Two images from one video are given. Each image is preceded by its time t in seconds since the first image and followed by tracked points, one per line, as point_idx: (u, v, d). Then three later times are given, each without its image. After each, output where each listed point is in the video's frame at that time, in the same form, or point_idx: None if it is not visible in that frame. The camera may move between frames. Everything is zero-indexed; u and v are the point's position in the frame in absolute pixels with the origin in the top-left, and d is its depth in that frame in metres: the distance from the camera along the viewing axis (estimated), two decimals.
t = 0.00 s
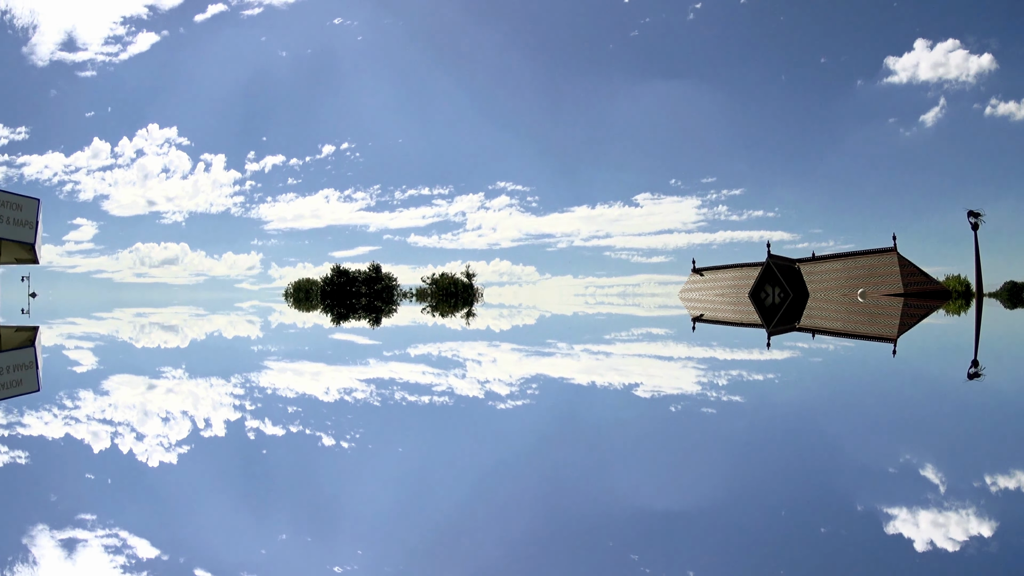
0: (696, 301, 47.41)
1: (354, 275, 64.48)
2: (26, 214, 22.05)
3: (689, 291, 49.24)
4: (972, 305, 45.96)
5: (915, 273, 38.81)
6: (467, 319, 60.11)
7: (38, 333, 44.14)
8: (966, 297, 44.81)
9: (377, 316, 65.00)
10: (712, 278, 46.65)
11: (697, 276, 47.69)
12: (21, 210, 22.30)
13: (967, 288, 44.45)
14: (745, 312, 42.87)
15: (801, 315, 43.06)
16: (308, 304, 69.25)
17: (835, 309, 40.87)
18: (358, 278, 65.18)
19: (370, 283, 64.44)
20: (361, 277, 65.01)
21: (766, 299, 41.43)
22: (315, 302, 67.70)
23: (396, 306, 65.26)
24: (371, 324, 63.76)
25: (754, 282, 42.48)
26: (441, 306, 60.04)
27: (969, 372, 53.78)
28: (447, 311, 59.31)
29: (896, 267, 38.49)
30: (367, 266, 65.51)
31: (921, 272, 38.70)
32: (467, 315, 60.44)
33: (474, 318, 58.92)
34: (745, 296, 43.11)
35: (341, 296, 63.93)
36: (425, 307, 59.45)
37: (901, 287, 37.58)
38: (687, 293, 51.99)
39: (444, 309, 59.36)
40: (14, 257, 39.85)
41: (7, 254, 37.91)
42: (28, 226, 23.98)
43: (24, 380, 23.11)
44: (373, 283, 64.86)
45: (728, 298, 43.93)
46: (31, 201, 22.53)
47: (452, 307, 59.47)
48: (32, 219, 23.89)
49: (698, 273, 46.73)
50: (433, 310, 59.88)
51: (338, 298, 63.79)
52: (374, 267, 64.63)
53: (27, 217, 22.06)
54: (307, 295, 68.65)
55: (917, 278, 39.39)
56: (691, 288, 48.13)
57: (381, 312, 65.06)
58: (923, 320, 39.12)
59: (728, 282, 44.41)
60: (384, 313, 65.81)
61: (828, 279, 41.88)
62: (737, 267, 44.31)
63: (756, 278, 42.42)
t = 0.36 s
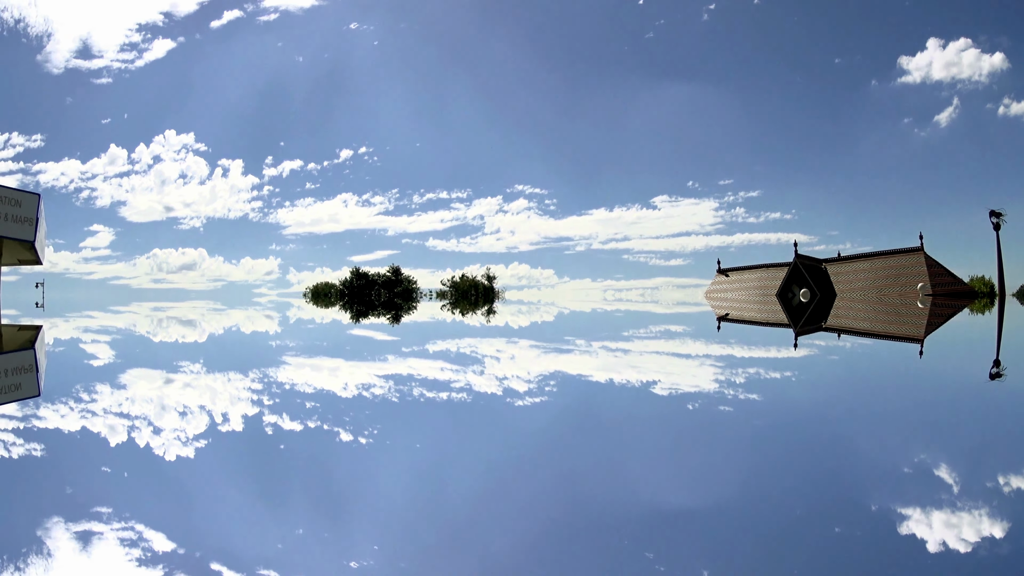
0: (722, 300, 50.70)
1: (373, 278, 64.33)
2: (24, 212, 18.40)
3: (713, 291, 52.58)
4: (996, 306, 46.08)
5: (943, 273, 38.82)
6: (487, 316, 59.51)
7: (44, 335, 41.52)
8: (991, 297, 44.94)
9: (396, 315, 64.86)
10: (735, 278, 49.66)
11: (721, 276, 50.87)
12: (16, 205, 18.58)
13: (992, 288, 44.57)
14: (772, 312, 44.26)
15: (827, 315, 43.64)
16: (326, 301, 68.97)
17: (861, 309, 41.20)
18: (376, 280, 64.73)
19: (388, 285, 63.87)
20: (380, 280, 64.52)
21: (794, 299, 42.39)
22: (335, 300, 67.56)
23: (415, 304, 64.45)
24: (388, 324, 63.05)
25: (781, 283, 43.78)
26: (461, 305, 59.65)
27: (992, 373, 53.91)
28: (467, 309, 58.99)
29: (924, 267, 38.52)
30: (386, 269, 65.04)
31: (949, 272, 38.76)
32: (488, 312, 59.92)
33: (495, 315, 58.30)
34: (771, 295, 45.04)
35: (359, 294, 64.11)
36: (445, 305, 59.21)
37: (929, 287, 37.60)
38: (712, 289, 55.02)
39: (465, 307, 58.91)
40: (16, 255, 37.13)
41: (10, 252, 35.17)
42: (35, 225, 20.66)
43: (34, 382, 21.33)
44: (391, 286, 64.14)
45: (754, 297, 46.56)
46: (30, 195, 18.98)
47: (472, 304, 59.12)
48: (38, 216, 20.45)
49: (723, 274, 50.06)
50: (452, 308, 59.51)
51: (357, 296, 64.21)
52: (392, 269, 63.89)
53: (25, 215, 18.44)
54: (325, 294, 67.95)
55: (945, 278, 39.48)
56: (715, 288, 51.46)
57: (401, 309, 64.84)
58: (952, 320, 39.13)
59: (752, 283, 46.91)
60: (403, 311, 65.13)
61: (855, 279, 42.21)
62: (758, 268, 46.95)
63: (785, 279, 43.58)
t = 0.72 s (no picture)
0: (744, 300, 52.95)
1: (392, 283, 63.97)
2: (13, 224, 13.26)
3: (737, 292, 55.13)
4: (1020, 309, 45.96)
5: (971, 273, 38.71)
6: (508, 312, 59.16)
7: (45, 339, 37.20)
8: (1014, 299, 44.89)
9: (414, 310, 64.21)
10: (758, 280, 51.85)
11: (746, 278, 53.40)
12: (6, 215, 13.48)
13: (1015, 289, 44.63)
14: (798, 311, 44.10)
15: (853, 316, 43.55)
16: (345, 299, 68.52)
17: (888, 310, 41.06)
18: (395, 285, 64.27)
19: (407, 287, 63.46)
20: (398, 285, 63.92)
21: (820, 298, 42.22)
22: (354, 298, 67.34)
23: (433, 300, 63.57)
24: (405, 317, 61.42)
25: (808, 284, 43.81)
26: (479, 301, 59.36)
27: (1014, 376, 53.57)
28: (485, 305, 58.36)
29: (951, 266, 38.53)
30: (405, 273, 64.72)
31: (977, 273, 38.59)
32: (507, 308, 59.37)
33: (515, 311, 57.77)
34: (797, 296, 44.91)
35: (377, 293, 63.72)
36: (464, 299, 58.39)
37: (956, 286, 37.82)
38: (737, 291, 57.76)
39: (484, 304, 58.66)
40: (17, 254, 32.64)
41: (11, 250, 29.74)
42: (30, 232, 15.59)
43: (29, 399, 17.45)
44: (410, 291, 63.74)
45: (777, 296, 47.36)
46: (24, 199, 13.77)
47: (490, 300, 58.70)
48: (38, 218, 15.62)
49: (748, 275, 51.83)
50: (471, 304, 59.07)
51: (373, 293, 63.71)
52: (411, 275, 63.86)
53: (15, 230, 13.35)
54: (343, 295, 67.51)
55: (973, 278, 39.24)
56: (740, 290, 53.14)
57: (419, 305, 63.24)
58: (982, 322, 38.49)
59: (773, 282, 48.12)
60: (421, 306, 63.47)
61: (881, 279, 42.28)
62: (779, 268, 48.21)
63: (811, 280, 43.49)
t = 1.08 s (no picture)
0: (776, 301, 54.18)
1: (415, 286, 63.66)
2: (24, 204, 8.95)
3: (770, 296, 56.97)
4: None
5: (1007, 271, 38.40)
6: (534, 311, 58.99)
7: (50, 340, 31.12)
8: None
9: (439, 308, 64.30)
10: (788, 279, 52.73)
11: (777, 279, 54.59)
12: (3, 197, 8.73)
13: None
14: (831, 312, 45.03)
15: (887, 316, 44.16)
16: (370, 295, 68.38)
17: (921, 310, 41.54)
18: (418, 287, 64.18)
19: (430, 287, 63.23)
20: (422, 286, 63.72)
21: (854, 299, 43.03)
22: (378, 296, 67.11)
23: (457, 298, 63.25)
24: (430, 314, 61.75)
25: (841, 283, 44.62)
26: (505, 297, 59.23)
27: None
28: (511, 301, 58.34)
29: (984, 264, 38.48)
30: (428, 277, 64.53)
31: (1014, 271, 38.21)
32: (533, 305, 59.43)
33: (541, 309, 57.62)
34: (828, 296, 45.69)
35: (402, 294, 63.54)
36: (490, 297, 58.34)
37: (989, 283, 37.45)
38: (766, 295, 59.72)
39: (510, 300, 58.53)
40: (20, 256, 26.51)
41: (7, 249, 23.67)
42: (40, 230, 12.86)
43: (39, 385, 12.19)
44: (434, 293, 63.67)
45: (809, 295, 48.20)
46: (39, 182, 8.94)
47: (516, 296, 58.68)
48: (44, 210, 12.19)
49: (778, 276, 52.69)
50: (497, 302, 58.98)
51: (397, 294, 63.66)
52: (435, 276, 63.97)
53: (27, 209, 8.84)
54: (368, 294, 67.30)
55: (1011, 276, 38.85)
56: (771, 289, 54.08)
57: (443, 302, 62.95)
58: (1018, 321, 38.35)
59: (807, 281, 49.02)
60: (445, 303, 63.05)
61: (915, 278, 42.72)
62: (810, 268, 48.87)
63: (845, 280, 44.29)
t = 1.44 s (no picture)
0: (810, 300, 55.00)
1: (441, 286, 63.74)
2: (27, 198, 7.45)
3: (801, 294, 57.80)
4: None
5: None
6: (562, 311, 59.42)
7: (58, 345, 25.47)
8: None
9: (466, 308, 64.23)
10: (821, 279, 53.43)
11: (809, 279, 55.39)
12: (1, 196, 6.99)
13: None
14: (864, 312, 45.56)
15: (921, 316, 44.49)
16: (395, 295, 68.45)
17: (957, 311, 41.71)
18: (444, 286, 63.95)
19: (457, 287, 63.38)
20: (448, 287, 63.62)
21: (889, 298, 43.56)
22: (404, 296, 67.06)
23: (484, 299, 63.27)
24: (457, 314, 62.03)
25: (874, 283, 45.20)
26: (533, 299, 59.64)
27: None
28: (540, 301, 58.83)
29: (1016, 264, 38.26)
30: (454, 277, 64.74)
31: None
32: (561, 305, 59.71)
33: (570, 309, 57.98)
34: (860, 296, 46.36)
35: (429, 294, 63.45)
36: (518, 298, 58.77)
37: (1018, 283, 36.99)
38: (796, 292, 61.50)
39: (538, 300, 58.91)
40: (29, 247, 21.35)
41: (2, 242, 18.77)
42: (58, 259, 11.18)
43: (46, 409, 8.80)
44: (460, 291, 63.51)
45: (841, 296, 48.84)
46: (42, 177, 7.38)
47: (544, 296, 59.17)
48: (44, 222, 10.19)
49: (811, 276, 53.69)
50: (525, 302, 59.49)
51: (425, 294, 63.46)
52: (461, 275, 64.21)
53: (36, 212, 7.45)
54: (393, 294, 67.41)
55: None
56: (804, 289, 55.03)
57: (469, 303, 63.35)
58: None
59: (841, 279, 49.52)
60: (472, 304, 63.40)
61: (950, 278, 42.81)
62: (842, 268, 49.55)
63: (879, 280, 44.81)
